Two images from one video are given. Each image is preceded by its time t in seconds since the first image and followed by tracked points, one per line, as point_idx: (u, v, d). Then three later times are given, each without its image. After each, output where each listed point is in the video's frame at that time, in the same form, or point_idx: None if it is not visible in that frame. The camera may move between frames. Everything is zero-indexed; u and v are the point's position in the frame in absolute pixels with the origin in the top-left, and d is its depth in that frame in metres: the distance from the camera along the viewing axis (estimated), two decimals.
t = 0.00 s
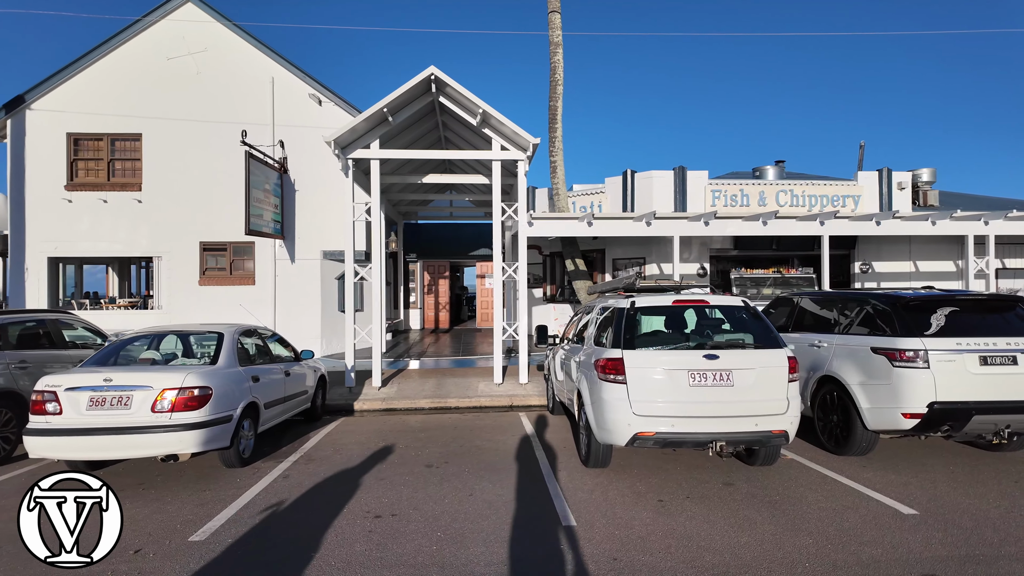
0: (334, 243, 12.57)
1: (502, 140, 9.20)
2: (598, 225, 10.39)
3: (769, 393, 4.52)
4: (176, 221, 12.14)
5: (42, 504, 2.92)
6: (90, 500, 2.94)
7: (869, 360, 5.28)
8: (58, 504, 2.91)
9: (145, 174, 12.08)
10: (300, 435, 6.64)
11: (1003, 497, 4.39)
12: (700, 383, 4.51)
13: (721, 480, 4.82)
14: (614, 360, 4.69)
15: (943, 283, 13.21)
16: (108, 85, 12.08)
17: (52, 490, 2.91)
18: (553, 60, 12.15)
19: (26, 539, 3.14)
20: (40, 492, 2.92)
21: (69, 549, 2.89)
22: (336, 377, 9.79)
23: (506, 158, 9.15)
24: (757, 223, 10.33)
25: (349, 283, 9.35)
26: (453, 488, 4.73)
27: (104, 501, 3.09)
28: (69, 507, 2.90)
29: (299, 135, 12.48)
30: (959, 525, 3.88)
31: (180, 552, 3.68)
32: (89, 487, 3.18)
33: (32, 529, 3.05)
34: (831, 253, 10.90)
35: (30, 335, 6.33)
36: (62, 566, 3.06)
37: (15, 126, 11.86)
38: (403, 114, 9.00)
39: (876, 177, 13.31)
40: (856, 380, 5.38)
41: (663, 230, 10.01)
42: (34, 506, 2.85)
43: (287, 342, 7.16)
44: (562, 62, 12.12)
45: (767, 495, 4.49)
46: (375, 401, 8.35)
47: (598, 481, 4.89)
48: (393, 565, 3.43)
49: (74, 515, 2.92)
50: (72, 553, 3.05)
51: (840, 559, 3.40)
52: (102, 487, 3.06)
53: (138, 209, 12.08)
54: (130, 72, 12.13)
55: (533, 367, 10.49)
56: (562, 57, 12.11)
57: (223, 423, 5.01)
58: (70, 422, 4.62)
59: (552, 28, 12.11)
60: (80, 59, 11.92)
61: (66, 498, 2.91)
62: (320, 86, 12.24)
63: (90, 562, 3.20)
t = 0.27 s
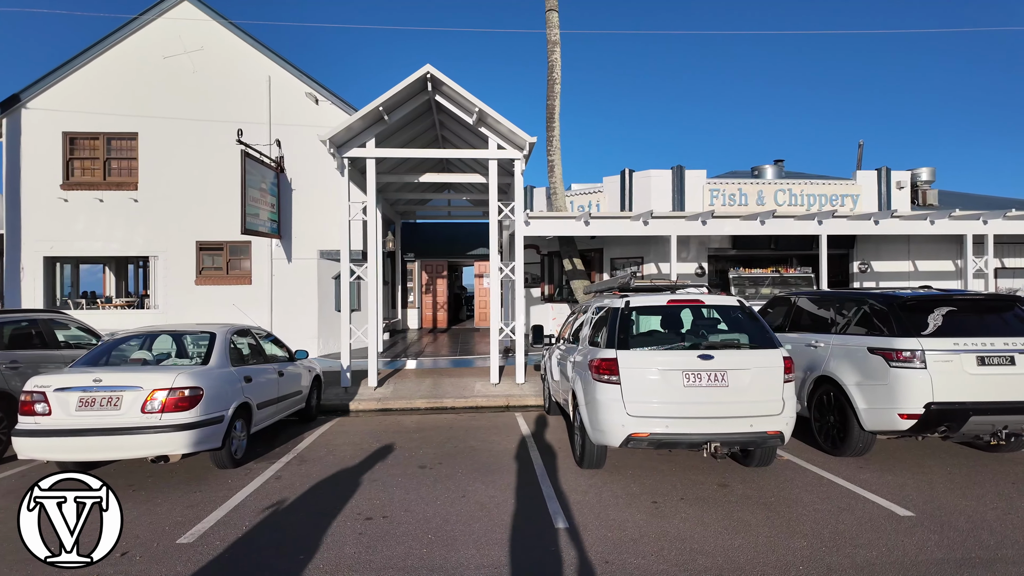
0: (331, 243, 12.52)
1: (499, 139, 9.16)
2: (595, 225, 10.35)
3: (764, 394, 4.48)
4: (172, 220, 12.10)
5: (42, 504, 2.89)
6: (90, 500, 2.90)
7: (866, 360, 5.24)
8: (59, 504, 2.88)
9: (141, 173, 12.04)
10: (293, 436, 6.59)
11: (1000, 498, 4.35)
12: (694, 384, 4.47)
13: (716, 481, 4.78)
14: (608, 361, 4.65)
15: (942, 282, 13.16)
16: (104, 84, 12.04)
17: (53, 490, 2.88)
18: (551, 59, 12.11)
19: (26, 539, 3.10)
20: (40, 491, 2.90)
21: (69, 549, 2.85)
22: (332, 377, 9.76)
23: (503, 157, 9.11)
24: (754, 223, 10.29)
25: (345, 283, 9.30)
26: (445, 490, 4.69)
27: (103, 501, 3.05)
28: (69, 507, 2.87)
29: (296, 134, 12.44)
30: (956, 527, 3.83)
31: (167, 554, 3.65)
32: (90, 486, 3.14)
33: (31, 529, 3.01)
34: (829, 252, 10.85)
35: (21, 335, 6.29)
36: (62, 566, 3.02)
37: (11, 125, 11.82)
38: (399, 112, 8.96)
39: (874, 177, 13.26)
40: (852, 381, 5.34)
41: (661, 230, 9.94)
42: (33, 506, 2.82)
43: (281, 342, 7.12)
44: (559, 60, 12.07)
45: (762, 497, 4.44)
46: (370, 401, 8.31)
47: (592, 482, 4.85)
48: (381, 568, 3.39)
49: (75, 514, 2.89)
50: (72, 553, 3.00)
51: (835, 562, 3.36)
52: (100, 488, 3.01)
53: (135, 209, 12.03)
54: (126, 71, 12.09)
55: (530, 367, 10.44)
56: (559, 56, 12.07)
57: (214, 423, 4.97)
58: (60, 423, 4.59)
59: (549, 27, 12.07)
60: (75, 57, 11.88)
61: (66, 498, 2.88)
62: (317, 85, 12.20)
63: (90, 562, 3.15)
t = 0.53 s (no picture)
0: (327, 242, 12.47)
1: (495, 137, 9.11)
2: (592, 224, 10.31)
3: (760, 394, 4.44)
4: (168, 219, 12.05)
5: (42, 504, 2.85)
6: (90, 500, 2.84)
7: (863, 360, 5.20)
8: (59, 504, 2.82)
9: (137, 172, 11.99)
10: (287, 437, 6.55)
11: (997, 499, 4.31)
12: (688, 384, 4.42)
13: (710, 482, 4.74)
14: (602, 361, 4.61)
15: (941, 282, 13.12)
16: (100, 82, 11.99)
17: (53, 489, 2.84)
18: (548, 57, 12.06)
19: (26, 540, 3.04)
20: (40, 492, 2.85)
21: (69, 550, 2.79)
22: (328, 377, 9.71)
23: (499, 156, 9.06)
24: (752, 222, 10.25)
25: (341, 282, 9.26)
26: (438, 491, 4.66)
27: (103, 500, 2.96)
28: (69, 508, 2.80)
29: (293, 133, 12.40)
30: (952, 529, 3.80)
31: (155, 556, 3.61)
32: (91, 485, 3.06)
33: (32, 530, 2.95)
34: (827, 252, 10.81)
35: (13, 334, 6.26)
36: (63, 566, 2.95)
37: (6, 124, 11.77)
38: (395, 111, 8.91)
39: (873, 176, 13.22)
40: (849, 381, 5.30)
41: (658, 229, 9.88)
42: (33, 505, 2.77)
43: (276, 342, 7.08)
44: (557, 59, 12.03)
45: (758, 498, 4.40)
46: (366, 401, 8.27)
47: (586, 483, 4.81)
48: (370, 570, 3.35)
49: (75, 515, 2.83)
50: (73, 553, 2.93)
51: (830, 565, 3.32)
52: (100, 487, 2.93)
53: (131, 208, 11.99)
54: (122, 70, 12.03)
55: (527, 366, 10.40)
56: (557, 54, 12.03)
57: (205, 424, 4.93)
58: (48, 423, 4.54)
59: (547, 25, 12.02)
60: (71, 56, 11.83)
61: (66, 498, 2.81)
62: (313, 83, 12.15)
63: (91, 562, 3.06)
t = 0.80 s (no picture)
0: (324, 241, 12.43)
1: (491, 136, 9.06)
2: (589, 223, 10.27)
3: (754, 394, 4.39)
4: (164, 219, 12.01)
5: (42, 504, 2.84)
6: (90, 500, 2.83)
7: (859, 360, 5.16)
8: (58, 504, 2.82)
9: (133, 171, 11.95)
10: (280, 437, 6.52)
11: (995, 501, 4.26)
12: (683, 384, 4.38)
13: (705, 483, 4.70)
14: (596, 361, 4.56)
15: (940, 281, 13.08)
16: (96, 81, 11.95)
17: (53, 490, 2.83)
18: (546, 56, 12.01)
19: (26, 540, 3.01)
20: (40, 492, 2.84)
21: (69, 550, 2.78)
22: (324, 377, 9.67)
23: (496, 155, 9.02)
24: (750, 221, 10.20)
25: (336, 282, 9.21)
26: (430, 492, 4.62)
27: (104, 501, 2.96)
28: (69, 507, 2.79)
29: (289, 132, 12.35)
30: (949, 531, 3.75)
31: (141, 559, 3.57)
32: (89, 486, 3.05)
33: (31, 529, 2.94)
34: (825, 251, 10.76)
35: (5, 334, 6.26)
36: (63, 566, 2.93)
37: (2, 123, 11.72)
38: (390, 109, 8.86)
39: (872, 175, 13.17)
40: (846, 381, 5.26)
41: (655, 228, 9.82)
42: (32, 506, 2.75)
43: (270, 342, 7.04)
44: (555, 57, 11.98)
45: (753, 499, 4.36)
46: (361, 401, 8.23)
47: (580, 484, 4.77)
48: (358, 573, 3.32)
49: (75, 515, 2.82)
50: (73, 553, 2.92)
51: (823, 568, 3.28)
52: (101, 487, 2.93)
53: (127, 207, 11.94)
54: (118, 68, 11.99)
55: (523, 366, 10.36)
56: (554, 53, 11.98)
57: (196, 424, 4.89)
58: (36, 424, 4.49)
59: (544, 24, 11.97)
60: (67, 54, 11.79)
61: (66, 498, 2.81)
62: (310, 82, 12.10)
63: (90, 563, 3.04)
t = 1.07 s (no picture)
0: (321, 241, 12.38)
1: (488, 135, 9.02)
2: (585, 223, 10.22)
3: (749, 395, 4.35)
4: (161, 218, 11.97)
5: (43, 504, 2.83)
6: (90, 500, 2.83)
7: (856, 360, 5.11)
8: (58, 504, 2.80)
9: (129, 171, 11.92)
10: (273, 438, 6.48)
11: (991, 503, 4.22)
12: (677, 384, 4.34)
13: (700, 484, 4.65)
14: (590, 361, 4.52)
15: (938, 281, 13.05)
16: (92, 80, 11.90)
17: (52, 490, 2.82)
18: (543, 55, 11.96)
19: (26, 539, 3.00)
20: (40, 491, 2.83)
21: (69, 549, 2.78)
22: (320, 377, 9.62)
23: (492, 154, 8.97)
24: (748, 220, 10.17)
25: (332, 281, 9.16)
26: (422, 493, 4.58)
27: (104, 501, 2.97)
28: (69, 508, 2.79)
29: (286, 131, 12.31)
30: (945, 533, 3.71)
31: (128, 562, 3.53)
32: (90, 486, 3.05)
33: (32, 529, 2.94)
34: (824, 250, 10.72)
35: None
36: (63, 566, 2.95)
37: None
38: (386, 108, 8.82)
39: (870, 174, 13.13)
40: (842, 381, 5.21)
41: (653, 228, 9.78)
42: (33, 506, 2.75)
43: (264, 342, 6.99)
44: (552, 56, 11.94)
45: (748, 501, 4.32)
46: (356, 402, 8.19)
47: (573, 485, 4.73)
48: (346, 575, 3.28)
49: (75, 515, 2.81)
50: (73, 553, 2.94)
51: (817, 571, 3.24)
52: (102, 487, 2.93)
53: (123, 207, 11.90)
54: (114, 67, 11.95)
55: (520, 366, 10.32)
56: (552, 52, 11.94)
57: (187, 425, 4.85)
58: (24, 425, 4.45)
59: (542, 22, 11.93)
60: (63, 53, 11.75)
61: (66, 498, 2.81)
62: (306, 81, 12.07)
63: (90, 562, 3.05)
